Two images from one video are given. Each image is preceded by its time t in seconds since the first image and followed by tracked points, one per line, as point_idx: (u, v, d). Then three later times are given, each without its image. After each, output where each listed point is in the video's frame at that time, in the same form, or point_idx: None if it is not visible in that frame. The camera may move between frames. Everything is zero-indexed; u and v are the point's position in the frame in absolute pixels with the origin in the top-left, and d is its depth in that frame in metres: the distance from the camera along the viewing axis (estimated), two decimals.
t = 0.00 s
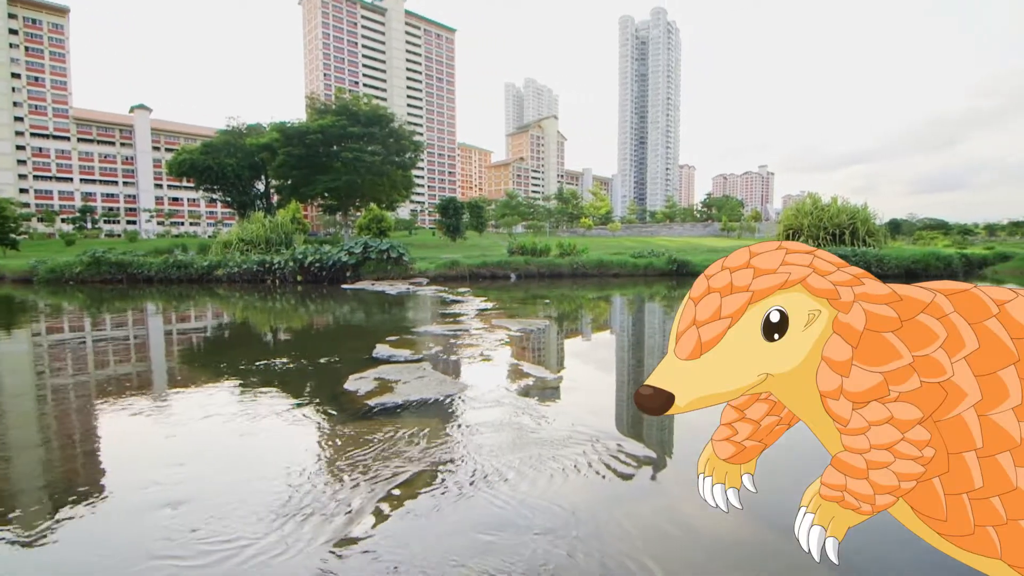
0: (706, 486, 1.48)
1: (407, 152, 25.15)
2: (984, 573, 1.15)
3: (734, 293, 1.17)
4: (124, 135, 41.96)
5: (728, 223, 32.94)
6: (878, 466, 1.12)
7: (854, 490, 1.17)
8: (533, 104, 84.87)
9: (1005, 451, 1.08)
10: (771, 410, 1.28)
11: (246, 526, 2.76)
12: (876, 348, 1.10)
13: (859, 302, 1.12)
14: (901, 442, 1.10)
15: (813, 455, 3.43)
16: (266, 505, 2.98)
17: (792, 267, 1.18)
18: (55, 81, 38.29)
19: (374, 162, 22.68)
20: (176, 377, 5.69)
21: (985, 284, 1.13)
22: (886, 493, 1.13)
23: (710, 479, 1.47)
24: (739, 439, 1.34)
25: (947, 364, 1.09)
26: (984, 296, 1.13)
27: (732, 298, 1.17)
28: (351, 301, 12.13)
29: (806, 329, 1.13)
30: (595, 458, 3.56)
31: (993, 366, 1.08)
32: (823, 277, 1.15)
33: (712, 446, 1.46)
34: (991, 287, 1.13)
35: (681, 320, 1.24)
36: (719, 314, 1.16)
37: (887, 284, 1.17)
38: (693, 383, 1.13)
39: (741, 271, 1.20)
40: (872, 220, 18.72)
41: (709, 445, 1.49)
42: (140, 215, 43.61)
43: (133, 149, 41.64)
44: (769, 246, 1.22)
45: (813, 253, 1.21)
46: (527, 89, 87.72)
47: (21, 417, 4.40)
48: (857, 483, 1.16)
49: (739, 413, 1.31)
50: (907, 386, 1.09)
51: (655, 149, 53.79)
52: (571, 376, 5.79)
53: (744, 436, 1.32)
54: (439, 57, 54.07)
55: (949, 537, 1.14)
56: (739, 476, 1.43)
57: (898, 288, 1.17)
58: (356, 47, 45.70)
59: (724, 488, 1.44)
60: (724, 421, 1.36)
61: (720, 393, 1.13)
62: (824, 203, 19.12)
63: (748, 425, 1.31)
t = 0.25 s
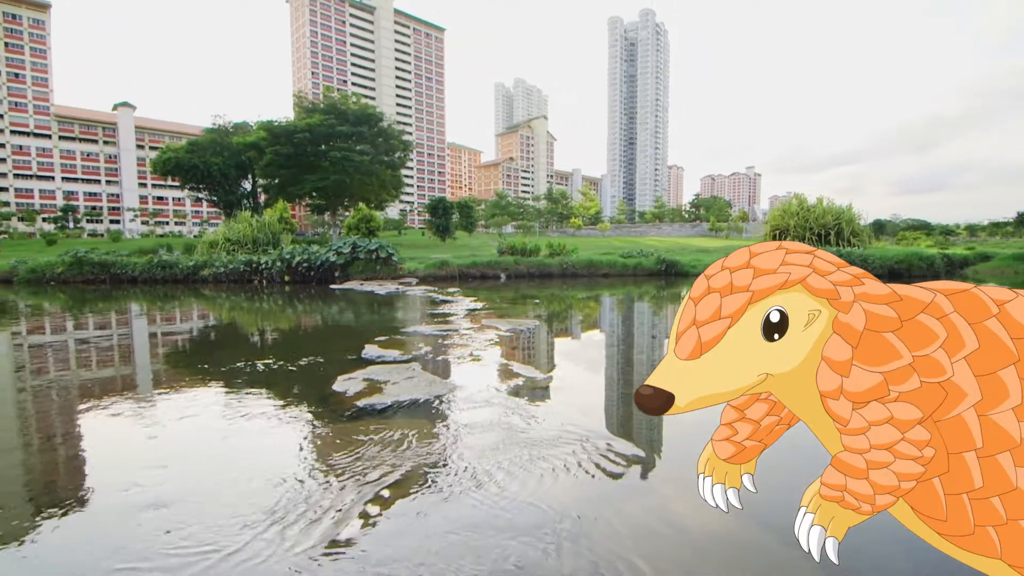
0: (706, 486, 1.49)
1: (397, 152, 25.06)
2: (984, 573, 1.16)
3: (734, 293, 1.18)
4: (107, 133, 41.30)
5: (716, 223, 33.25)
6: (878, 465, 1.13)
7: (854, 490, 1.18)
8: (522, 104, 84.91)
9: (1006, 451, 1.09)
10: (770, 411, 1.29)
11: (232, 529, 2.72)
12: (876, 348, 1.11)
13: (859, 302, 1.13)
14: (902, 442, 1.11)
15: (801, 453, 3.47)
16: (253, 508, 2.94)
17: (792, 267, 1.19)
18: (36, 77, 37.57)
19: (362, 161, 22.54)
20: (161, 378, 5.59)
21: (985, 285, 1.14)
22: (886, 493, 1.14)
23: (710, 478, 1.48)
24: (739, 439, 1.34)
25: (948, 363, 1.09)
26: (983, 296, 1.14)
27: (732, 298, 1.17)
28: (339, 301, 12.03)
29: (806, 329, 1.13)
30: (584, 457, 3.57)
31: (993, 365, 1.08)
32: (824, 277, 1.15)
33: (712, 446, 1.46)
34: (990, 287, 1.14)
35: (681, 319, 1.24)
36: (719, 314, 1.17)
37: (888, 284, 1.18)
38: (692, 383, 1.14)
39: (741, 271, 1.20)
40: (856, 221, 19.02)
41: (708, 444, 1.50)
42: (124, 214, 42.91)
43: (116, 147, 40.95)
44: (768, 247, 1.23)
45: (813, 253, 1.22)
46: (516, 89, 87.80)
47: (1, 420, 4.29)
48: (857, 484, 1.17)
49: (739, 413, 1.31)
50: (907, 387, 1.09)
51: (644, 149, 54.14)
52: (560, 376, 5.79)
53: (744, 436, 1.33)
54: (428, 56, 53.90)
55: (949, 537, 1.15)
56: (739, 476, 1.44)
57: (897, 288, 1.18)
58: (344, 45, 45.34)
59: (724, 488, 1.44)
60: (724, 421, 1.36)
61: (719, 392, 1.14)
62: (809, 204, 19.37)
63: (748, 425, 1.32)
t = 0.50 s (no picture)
0: (706, 486, 1.49)
1: (386, 151, 24.93)
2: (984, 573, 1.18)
3: (734, 294, 1.18)
4: (90, 131, 40.66)
5: (704, 223, 33.50)
6: (879, 466, 1.14)
7: (854, 490, 1.19)
8: (512, 104, 84.90)
9: (1006, 451, 1.10)
10: (771, 411, 1.30)
11: (218, 531, 2.69)
12: (876, 348, 1.12)
13: (859, 303, 1.14)
14: (901, 442, 1.11)
15: (790, 451, 3.51)
16: (240, 511, 2.91)
17: (791, 267, 1.20)
18: (16, 74, 36.85)
19: (351, 161, 22.38)
20: (147, 380, 5.50)
21: (985, 285, 1.15)
22: (886, 493, 1.15)
23: (710, 479, 1.48)
24: (739, 439, 1.35)
25: (948, 363, 1.10)
26: (984, 296, 1.15)
27: (732, 298, 1.18)
28: (328, 301, 11.94)
29: (806, 329, 1.14)
30: (574, 457, 3.58)
31: (994, 365, 1.10)
32: (824, 277, 1.16)
33: (712, 446, 1.47)
34: (990, 287, 1.15)
35: (680, 319, 1.25)
36: (719, 314, 1.17)
37: (887, 284, 1.19)
38: (693, 383, 1.14)
39: (741, 271, 1.21)
40: (841, 221, 19.29)
41: (708, 444, 1.50)
42: (107, 214, 42.22)
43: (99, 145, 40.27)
44: (769, 246, 1.24)
45: (812, 253, 1.22)
46: (506, 90, 87.80)
47: None
48: (856, 484, 1.18)
49: (739, 413, 1.32)
50: (907, 387, 1.10)
51: (633, 150, 54.42)
52: (550, 375, 5.80)
53: (745, 436, 1.33)
54: (417, 55, 53.87)
55: (949, 537, 1.17)
56: (739, 476, 1.45)
57: (897, 288, 1.19)
58: (333, 43, 44.94)
59: (724, 488, 1.45)
60: (724, 422, 1.37)
61: (720, 393, 1.14)
62: (796, 205, 19.62)
63: (749, 426, 1.32)
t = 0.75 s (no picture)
0: (707, 486, 1.50)
1: (376, 150, 24.81)
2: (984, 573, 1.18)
3: (734, 293, 1.18)
4: (75, 129, 40.04)
5: (694, 224, 33.74)
6: (879, 466, 1.14)
7: (853, 489, 1.20)
8: (503, 104, 84.92)
9: (1005, 450, 1.11)
10: (770, 411, 1.30)
11: (205, 535, 2.65)
12: (876, 348, 1.12)
13: (859, 303, 1.14)
14: (901, 442, 1.12)
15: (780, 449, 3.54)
16: (228, 513, 2.87)
17: (791, 267, 1.20)
18: None
19: (341, 160, 22.23)
20: (133, 382, 5.42)
21: (985, 285, 1.16)
22: (886, 493, 1.16)
23: (710, 479, 1.49)
24: (739, 439, 1.35)
25: (947, 363, 1.11)
26: (983, 297, 1.16)
27: (733, 298, 1.18)
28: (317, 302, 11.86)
29: (806, 328, 1.14)
30: (565, 456, 3.59)
31: (993, 366, 1.10)
32: (824, 277, 1.17)
33: (712, 446, 1.47)
34: (990, 287, 1.16)
35: (681, 319, 1.25)
36: (719, 314, 1.17)
37: (888, 284, 1.19)
38: (692, 382, 1.14)
39: (741, 271, 1.21)
40: (828, 222, 19.51)
41: (708, 445, 1.51)
42: (91, 213, 41.59)
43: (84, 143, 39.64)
44: (768, 246, 1.24)
45: (812, 253, 1.23)
46: (497, 90, 87.78)
47: None
48: (857, 484, 1.19)
49: (738, 413, 1.32)
50: (908, 386, 1.11)
51: (623, 150, 54.66)
52: (541, 375, 5.80)
53: (744, 436, 1.34)
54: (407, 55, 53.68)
55: (948, 537, 1.17)
56: (739, 476, 1.45)
57: (896, 288, 1.19)
58: (322, 42, 44.58)
59: (725, 488, 1.45)
60: (724, 421, 1.37)
61: (720, 393, 1.14)
62: (784, 206, 19.83)
63: (749, 425, 1.33)
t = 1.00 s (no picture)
0: (706, 485, 1.51)
1: (365, 150, 24.63)
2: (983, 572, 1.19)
3: (734, 293, 1.19)
4: (57, 127, 39.34)
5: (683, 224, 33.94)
6: (878, 466, 1.15)
7: (854, 490, 1.20)
8: (493, 104, 84.81)
9: (1004, 451, 1.11)
10: (770, 411, 1.30)
11: (191, 540, 2.61)
12: (876, 348, 1.13)
13: (859, 302, 1.15)
14: (901, 442, 1.13)
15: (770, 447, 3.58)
16: (214, 518, 2.83)
17: (792, 267, 1.20)
18: None
19: (330, 159, 22.04)
20: (117, 384, 5.33)
21: (984, 285, 1.16)
22: (886, 493, 1.16)
23: (710, 479, 1.50)
24: (739, 440, 1.36)
25: (947, 364, 1.11)
26: (984, 296, 1.16)
27: (732, 298, 1.18)
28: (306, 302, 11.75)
29: (806, 329, 1.15)
30: (555, 456, 3.59)
31: (993, 366, 1.10)
32: (824, 277, 1.17)
33: (712, 446, 1.48)
34: (991, 286, 1.15)
35: (681, 319, 1.26)
36: (719, 314, 1.18)
37: (887, 284, 1.19)
38: (694, 383, 1.15)
39: (741, 271, 1.21)
40: (815, 222, 19.74)
41: (708, 445, 1.51)
42: (75, 212, 40.90)
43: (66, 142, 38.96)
44: (769, 246, 1.24)
45: (813, 253, 1.23)
46: (487, 89, 87.70)
47: None
48: (857, 484, 1.20)
49: (739, 413, 1.32)
50: (907, 387, 1.11)
51: (613, 151, 54.87)
52: (531, 375, 5.80)
53: (745, 436, 1.34)
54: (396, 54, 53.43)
55: (949, 537, 1.18)
56: (738, 476, 1.46)
57: (897, 289, 1.19)
58: (311, 40, 44.14)
59: (724, 488, 1.46)
60: (724, 422, 1.37)
61: (720, 393, 1.15)
62: (771, 206, 20.05)
63: (749, 426, 1.33)
